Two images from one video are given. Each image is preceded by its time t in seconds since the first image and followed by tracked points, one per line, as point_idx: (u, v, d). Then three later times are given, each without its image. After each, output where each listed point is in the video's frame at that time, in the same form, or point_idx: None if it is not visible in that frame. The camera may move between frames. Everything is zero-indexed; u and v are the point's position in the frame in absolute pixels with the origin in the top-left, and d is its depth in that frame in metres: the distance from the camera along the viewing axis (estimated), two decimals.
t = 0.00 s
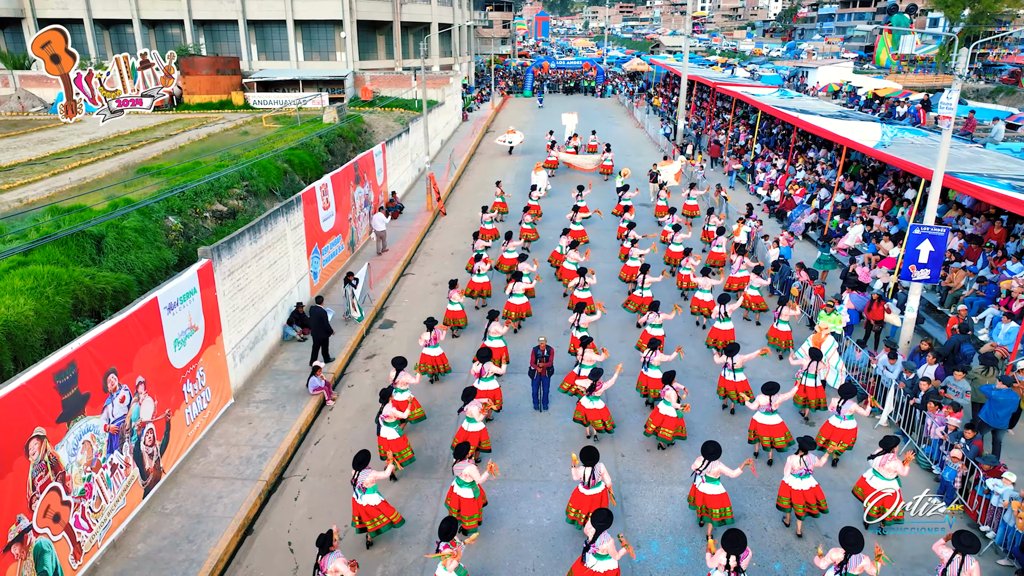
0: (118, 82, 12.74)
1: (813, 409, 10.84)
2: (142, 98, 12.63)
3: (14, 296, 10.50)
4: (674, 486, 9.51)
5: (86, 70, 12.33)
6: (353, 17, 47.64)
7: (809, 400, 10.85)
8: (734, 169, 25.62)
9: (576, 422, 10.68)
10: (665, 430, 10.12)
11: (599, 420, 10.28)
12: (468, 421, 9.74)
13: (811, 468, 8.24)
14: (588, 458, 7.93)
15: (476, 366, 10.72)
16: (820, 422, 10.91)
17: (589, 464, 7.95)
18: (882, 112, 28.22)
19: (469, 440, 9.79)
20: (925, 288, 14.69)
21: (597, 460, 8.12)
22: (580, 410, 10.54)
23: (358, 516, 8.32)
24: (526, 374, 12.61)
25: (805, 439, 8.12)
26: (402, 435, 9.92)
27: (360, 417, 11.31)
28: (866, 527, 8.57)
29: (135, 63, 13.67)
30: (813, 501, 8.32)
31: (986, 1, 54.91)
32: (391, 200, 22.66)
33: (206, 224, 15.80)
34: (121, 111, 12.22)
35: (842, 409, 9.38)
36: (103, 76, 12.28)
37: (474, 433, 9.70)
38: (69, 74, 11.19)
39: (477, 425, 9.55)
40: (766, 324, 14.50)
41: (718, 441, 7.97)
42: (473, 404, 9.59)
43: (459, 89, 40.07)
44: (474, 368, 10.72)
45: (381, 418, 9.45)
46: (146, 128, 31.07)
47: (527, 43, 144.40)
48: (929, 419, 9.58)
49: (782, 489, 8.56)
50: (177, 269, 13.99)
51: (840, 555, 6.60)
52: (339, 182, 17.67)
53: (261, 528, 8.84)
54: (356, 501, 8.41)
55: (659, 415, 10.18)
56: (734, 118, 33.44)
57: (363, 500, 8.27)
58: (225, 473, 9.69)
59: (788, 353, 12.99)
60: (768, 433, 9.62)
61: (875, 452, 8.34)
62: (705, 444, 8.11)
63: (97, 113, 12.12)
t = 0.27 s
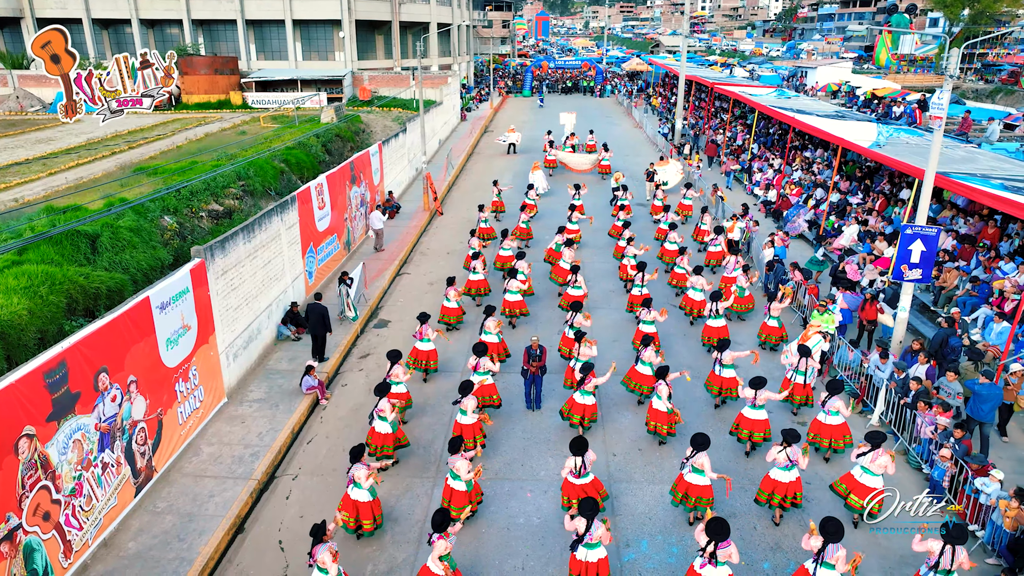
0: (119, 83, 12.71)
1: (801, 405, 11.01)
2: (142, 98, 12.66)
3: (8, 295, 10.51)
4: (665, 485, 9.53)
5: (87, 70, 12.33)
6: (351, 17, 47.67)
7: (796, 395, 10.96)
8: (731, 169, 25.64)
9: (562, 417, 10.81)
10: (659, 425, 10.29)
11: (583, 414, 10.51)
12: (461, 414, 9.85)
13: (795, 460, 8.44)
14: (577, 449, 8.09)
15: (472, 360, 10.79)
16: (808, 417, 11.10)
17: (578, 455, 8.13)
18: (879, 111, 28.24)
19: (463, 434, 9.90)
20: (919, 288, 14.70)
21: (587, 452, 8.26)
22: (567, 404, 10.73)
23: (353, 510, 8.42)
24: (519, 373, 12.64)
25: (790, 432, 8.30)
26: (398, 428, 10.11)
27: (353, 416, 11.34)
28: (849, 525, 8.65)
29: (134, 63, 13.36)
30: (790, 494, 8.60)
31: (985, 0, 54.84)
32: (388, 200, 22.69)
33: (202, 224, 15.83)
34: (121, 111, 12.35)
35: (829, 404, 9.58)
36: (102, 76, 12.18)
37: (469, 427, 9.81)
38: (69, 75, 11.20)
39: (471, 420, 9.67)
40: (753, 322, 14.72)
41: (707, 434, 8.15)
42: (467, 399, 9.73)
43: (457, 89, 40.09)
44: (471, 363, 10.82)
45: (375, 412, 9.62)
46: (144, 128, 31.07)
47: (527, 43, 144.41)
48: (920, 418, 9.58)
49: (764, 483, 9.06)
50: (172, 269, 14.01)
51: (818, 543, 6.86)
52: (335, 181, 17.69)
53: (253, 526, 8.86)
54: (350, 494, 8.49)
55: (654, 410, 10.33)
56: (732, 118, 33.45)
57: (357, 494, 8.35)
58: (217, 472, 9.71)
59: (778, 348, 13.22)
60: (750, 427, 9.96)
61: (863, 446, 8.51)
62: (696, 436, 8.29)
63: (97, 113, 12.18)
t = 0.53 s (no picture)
0: (119, 83, 12.74)
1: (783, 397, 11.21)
2: (143, 98, 12.68)
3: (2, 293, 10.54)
4: (655, 484, 9.57)
5: (87, 70, 12.35)
6: (350, 17, 47.73)
7: (787, 390, 11.17)
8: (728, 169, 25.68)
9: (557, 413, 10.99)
10: (651, 420, 10.48)
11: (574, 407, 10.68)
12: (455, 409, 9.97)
13: (776, 454, 8.61)
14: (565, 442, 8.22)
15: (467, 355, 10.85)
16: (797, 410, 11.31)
17: (566, 447, 8.27)
18: (876, 111, 28.27)
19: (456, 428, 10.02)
20: (913, 288, 14.71)
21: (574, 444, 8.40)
22: (563, 400, 10.86)
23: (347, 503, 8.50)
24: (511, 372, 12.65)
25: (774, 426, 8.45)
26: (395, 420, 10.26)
27: (346, 415, 11.37)
28: (837, 516, 8.81)
29: (134, 63, 13.49)
30: (776, 488, 8.71)
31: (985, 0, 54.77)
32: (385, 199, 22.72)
33: (198, 223, 15.86)
34: (121, 111, 12.28)
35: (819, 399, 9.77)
36: (103, 76, 12.23)
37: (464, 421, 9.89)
38: (69, 74, 11.26)
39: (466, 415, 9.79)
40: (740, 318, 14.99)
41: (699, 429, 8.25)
42: (463, 393, 9.85)
43: (455, 89, 40.12)
44: (466, 358, 10.92)
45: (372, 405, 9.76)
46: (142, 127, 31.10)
47: (527, 43, 144.48)
48: (909, 417, 9.60)
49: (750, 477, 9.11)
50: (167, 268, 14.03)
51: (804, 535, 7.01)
52: (331, 180, 17.73)
53: (243, 524, 8.90)
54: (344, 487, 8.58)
55: (645, 406, 10.51)
56: (729, 117, 33.47)
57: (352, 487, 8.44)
58: (208, 470, 9.74)
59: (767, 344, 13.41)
60: (737, 420, 10.08)
61: (855, 441, 8.66)
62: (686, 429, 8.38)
63: (98, 113, 12.18)
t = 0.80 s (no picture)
0: (118, 83, 12.80)
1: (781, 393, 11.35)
2: (142, 98, 12.74)
3: None
4: (647, 483, 9.60)
5: (86, 70, 12.41)
6: (348, 17, 47.75)
7: (783, 385, 11.33)
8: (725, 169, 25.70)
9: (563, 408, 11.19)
10: (644, 413, 10.65)
11: (575, 401, 10.96)
12: (453, 401, 10.17)
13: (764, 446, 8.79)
14: (555, 433, 8.48)
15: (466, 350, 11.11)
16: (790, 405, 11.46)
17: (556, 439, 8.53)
18: (874, 112, 28.26)
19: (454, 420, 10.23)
20: (907, 288, 14.73)
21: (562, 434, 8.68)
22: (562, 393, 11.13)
23: (352, 498, 8.60)
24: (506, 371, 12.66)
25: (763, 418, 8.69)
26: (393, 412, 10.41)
27: (340, 414, 11.40)
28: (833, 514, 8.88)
29: (134, 63, 13.54)
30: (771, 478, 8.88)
31: (985, 0, 54.63)
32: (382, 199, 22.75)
33: (194, 223, 15.88)
34: (120, 111, 12.28)
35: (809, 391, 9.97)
36: (103, 76, 12.24)
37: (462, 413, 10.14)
38: (69, 74, 11.26)
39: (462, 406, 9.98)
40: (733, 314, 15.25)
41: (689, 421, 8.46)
42: (461, 386, 10.07)
43: (454, 88, 40.14)
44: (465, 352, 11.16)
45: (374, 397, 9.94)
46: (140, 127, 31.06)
47: (526, 43, 144.33)
48: (901, 416, 9.62)
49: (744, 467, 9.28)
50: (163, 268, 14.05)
51: (793, 525, 7.22)
52: (327, 180, 17.75)
53: (236, 523, 8.92)
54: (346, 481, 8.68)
55: (638, 398, 10.66)
56: (727, 117, 33.48)
57: (353, 481, 8.54)
58: (202, 469, 9.77)
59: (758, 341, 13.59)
60: (731, 415, 10.28)
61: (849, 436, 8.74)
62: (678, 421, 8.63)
63: (97, 113, 12.22)
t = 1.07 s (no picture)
0: (118, 83, 12.81)
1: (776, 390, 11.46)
2: (142, 98, 12.75)
3: None
4: (646, 482, 9.62)
5: (86, 70, 12.41)
6: (348, 17, 47.77)
7: (778, 381, 11.41)
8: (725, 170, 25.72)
9: (558, 400, 11.52)
10: (646, 411, 10.71)
11: (578, 396, 11.18)
12: (457, 398, 10.48)
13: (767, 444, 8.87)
14: (558, 429, 8.55)
15: (469, 348, 11.29)
16: (787, 401, 11.60)
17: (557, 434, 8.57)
18: (874, 112, 28.26)
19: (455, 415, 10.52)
20: (906, 288, 14.74)
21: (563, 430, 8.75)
22: (561, 387, 11.38)
23: (359, 493, 8.73)
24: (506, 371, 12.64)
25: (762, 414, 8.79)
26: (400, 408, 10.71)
27: (339, 414, 11.42)
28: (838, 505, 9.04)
29: (135, 63, 13.55)
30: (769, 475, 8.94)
31: (985, 0, 54.54)
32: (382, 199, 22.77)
33: (194, 223, 15.90)
34: (121, 111, 12.34)
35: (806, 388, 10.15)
36: (103, 76, 12.26)
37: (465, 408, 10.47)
38: (69, 74, 11.30)
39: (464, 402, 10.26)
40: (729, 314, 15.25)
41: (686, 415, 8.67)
42: (464, 383, 10.36)
43: (453, 88, 40.16)
44: (465, 350, 11.41)
45: (380, 394, 10.21)
46: (140, 127, 31.05)
47: (527, 43, 144.30)
48: (900, 416, 9.61)
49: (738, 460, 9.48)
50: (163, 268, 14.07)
51: (789, 518, 7.34)
52: (327, 180, 17.77)
53: (236, 523, 8.94)
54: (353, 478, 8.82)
55: (637, 394, 10.80)
56: (727, 117, 33.50)
57: (360, 476, 8.69)
58: (202, 469, 9.79)
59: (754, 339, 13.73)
60: (735, 415, 10.35)
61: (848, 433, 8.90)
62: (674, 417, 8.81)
63: (97, 113, 12.21)
